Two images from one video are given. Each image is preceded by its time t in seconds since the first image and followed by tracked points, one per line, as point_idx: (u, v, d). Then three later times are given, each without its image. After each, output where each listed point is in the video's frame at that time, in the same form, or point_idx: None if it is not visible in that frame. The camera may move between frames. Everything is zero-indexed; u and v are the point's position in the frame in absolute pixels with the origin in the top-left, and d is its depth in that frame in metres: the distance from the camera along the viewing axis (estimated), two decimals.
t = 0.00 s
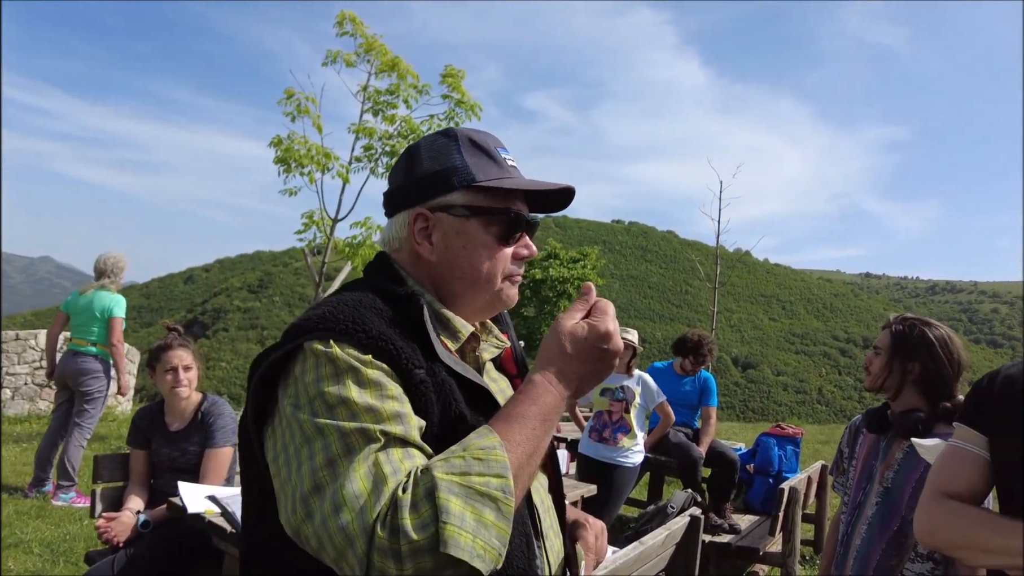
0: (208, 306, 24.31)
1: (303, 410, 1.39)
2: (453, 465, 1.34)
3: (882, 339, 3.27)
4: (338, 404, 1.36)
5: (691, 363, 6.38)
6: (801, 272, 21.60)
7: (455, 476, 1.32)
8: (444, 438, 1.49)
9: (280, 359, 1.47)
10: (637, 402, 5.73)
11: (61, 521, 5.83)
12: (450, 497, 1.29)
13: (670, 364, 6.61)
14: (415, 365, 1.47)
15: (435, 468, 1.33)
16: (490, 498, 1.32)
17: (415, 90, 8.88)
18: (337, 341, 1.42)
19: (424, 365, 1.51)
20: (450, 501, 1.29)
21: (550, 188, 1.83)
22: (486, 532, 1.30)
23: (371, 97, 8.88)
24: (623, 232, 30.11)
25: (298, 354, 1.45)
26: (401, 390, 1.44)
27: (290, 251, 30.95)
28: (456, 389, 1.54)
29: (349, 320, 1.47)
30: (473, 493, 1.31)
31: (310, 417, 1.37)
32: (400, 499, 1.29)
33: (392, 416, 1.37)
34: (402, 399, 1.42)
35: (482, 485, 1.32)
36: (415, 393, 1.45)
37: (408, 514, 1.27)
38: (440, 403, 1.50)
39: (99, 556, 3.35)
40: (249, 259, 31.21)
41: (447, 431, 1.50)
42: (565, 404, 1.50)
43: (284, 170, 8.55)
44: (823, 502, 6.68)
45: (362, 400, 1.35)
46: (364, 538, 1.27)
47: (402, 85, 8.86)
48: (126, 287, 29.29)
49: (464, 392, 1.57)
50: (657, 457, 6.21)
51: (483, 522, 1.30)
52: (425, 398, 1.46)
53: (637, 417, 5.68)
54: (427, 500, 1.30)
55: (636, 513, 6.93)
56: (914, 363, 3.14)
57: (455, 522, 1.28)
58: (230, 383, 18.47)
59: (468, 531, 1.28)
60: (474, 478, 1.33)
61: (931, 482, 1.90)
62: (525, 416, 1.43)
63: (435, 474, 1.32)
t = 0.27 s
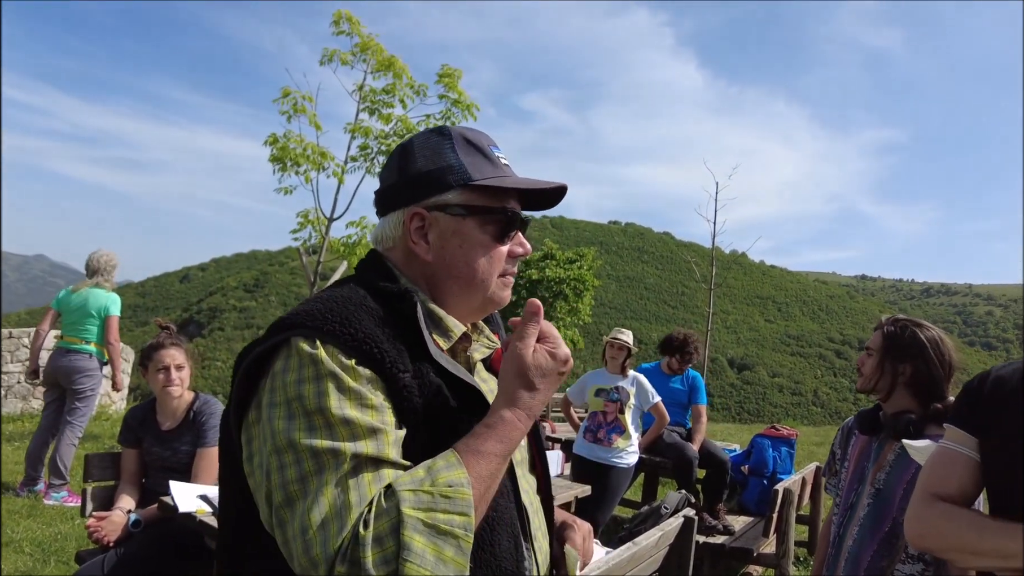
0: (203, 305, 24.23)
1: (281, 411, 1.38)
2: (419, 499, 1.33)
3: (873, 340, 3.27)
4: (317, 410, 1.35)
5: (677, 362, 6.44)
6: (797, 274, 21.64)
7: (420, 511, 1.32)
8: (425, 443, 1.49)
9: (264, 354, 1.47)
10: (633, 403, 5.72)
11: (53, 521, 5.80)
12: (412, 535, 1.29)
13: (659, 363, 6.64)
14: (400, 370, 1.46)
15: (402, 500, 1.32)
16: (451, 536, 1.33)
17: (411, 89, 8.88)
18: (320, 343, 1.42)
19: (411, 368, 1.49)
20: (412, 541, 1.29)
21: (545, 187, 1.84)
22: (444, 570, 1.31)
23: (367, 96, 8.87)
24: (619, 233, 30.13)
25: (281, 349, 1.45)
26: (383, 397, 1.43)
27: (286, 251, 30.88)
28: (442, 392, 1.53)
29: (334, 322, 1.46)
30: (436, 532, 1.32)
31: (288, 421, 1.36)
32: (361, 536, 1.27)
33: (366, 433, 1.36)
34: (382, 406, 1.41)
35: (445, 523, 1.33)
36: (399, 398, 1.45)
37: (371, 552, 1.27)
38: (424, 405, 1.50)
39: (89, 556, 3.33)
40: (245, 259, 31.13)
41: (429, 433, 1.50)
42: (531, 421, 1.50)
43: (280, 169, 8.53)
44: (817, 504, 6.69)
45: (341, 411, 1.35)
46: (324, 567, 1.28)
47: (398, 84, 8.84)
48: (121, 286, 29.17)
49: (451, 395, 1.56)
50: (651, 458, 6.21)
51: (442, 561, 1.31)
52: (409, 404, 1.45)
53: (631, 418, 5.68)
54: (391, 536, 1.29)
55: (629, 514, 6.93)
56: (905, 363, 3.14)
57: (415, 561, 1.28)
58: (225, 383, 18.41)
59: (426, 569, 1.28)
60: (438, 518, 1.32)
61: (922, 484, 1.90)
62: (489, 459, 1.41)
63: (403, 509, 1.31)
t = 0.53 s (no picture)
0: (200, 304, 24.17)
1: (269, 407, 1.37)
2: (404, 499, 1.31)
3: (869, 340, 3.26)
4: (303, 407, 1.34)
5: (665, 361, 6.45)
6: (793, 275, 21.68)
7: (404, 513, 1.30)
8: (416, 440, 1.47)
9: (253, 349, 1.46)
10: (629, 403, 5.71)
11: (47, 520, 5.76)
12: (395, 538, 1.27)
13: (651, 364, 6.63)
14: (390, 366, 1.44)
15: (387, 501, 1.30)
16: (436, 537, 1.31)
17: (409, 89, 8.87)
18: (308, 337, 1.40)
19: (402, 364, 1.47)
20: (395, 543, 1.27)
21: (544, 184, 1.84)
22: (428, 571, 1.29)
23: (365, 95, 8.86)
24: (616, 233, 30.15)
25: (270, 344, 1.44)
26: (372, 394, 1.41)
27: (283, 250, 30.84)
28: (434, 388, 1.50)
29: (323, 316, 1.44)
30: (420, 535, 1.30)
31: (275, 417, 1.35)
32: (343, 538, 1.26)
33: (351, 430, 1.34)
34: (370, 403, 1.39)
35: (430, 525, 1.31)
36: (389, 394, 1.42)
37: (352, 553, 1.25)
38: (416, 402, 1.47)
39: (82, 555, 3.31)
40: (241, 258, 31.08)
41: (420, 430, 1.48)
42: (524, 417, 1.50)
43: (276, 168, 8.51)
44: (813, 504, 6.69)
45: (327, 408, 1.33)
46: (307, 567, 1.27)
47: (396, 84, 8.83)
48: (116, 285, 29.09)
49: (444, 392, 1.53)
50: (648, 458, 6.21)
51: (426, 563, 1.29)
52: (400, 401, 1.42)
53: (628, 418, 5.67)
54: (375, 538, 1.28)
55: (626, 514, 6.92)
56: (901, 362, 3.14)
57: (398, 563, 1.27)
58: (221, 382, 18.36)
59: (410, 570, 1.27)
60: (422, 519, 1.31)
61: (919, 484, 1.89)
62: (480, 457, 1.41)
63: (387, 510, 1.29)
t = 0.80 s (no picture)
0: (192, 303, 24.02)
1: (261, 411, 1.35)
2: (401, 522, 1.28)
3: (867, 342, 3.26)
4: (295, 414, 1.32)
5: (659, 361, 6.42)
6: (786, 276, 21.74)
7: (402, 536, 1.28)
8: (411, 447, 1.44)
9: (248, 350, 1.44)
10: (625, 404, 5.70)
11: (36, 521, 5.71)
12: (390, 562, 1.25)
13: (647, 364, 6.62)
14: (387, 371, 1.41)
15: (384, 523, 1.27)
16: (432, 565, 1.29)
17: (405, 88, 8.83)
18: (303, 340, 1.38)
19: (398, 369, 1.45)
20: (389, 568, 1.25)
21: (550, 187, 1.82)
22: None
23: (360, 94, 8.82)
24: (610, 234, 30.17)
25: (265, 345, 1.43)
26: (367, 401, 1.39)
27: (276, 249, 30.71)
28: (431, 394, 1.48)
29: (319, 319, 1.42)
30: (415, 559, 1.28)
31: (267, 423, 1.33)
32: (334, 555, 1.24)
33: (344, 442, 1.31)
34: (364, 411, 1.36)
35: (427, 550, 1.29)
36: (384, 400, 1.40)
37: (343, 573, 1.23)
38: (413, 407, 1.44)
39: (73, 557, 3.27)
40: (234, 257, 30.94)
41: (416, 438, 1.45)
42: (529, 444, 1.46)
43: (271, 166, 8.46)
44: (807, 506, 6.69)
45: (318, 415, 1.31)
46: None
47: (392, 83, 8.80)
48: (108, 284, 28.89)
49: (441, 398, 1.51)
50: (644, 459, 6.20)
51: None
52: (395, 407, 1.40)
53: (623, 419, 5.66)
54: (367, 560, 1.25)
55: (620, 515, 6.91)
56: (899, 364, 3.13)
57: None
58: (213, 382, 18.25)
59: None
60: (418, 542, 1.28)
61: (919, 487, 1.88)
62: (481, 480, 1.38)
63: (384, 533, 1.26)
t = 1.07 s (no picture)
0: (177, 303, 23.80)
1: (260, 421, 1.32)
2: (405, 539, 1.25)
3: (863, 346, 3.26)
4: (297, 425, 1.28)
5: (659, 365, 6.39)
6: (771, 277, 21.90)
7: (405, 554, 1.25)
8: (415, 459, 1.41)
9: (247, 357, 1.41)
10: (616, 406, 5.70)
11: (18, 525, 5.62)
12: None
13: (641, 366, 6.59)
14: (390, 381, 1.38)
15: (387, 540, 1.25)
16: None
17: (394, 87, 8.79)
18: (305, 349, 1.35)
19: (401, 379, 1.42)
20: None
21: (556, 196, 1.81)
22: None
23: (349, 93, 8.76)
24: (597, 234, 30.24)
25: (266, 352, 1.40)
26: (369, 412, 1.36)
27: (262, 249, 30.51)
28: (435, 404, 1.45)
29: (321, 327, 1.39)
30: None
31: (267, 434, 1.30)
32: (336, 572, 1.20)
33: (346, 455, 1.28)
34: (367, 423, 1.33)
35: (430, 568, 1.26)
36: (387, 411, 1.37)
37: None
38: (416, 418, 1.41)
39: (58, 564, 3.21)
40: (219, 257, 30.70)
41: (419, 450, 1.42)
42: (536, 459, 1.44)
43: (258, 166, 8.38)
44: (795, 506, 6.73)
45: (319, 426, 1.28)
46: None
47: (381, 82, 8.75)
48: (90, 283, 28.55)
49: (444, 409, 1.48)
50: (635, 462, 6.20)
51: None
52: (399, 418, 1.37)
53: (614, 421, 5.65)
54: None
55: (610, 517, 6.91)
56: (895, 368, 3.13)
57: None
58: (198, 382, 18.09)
59: None
60: (420, 559, 1.25)
61: (917, 493, 1.88)
62: (485, 495, 1.35)
63: (386, 551, 1.23)
